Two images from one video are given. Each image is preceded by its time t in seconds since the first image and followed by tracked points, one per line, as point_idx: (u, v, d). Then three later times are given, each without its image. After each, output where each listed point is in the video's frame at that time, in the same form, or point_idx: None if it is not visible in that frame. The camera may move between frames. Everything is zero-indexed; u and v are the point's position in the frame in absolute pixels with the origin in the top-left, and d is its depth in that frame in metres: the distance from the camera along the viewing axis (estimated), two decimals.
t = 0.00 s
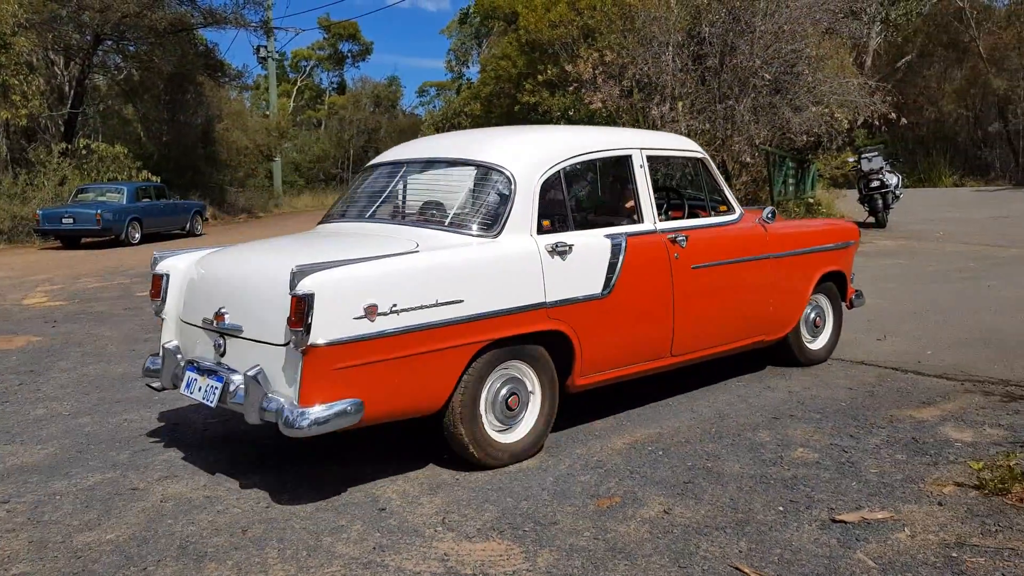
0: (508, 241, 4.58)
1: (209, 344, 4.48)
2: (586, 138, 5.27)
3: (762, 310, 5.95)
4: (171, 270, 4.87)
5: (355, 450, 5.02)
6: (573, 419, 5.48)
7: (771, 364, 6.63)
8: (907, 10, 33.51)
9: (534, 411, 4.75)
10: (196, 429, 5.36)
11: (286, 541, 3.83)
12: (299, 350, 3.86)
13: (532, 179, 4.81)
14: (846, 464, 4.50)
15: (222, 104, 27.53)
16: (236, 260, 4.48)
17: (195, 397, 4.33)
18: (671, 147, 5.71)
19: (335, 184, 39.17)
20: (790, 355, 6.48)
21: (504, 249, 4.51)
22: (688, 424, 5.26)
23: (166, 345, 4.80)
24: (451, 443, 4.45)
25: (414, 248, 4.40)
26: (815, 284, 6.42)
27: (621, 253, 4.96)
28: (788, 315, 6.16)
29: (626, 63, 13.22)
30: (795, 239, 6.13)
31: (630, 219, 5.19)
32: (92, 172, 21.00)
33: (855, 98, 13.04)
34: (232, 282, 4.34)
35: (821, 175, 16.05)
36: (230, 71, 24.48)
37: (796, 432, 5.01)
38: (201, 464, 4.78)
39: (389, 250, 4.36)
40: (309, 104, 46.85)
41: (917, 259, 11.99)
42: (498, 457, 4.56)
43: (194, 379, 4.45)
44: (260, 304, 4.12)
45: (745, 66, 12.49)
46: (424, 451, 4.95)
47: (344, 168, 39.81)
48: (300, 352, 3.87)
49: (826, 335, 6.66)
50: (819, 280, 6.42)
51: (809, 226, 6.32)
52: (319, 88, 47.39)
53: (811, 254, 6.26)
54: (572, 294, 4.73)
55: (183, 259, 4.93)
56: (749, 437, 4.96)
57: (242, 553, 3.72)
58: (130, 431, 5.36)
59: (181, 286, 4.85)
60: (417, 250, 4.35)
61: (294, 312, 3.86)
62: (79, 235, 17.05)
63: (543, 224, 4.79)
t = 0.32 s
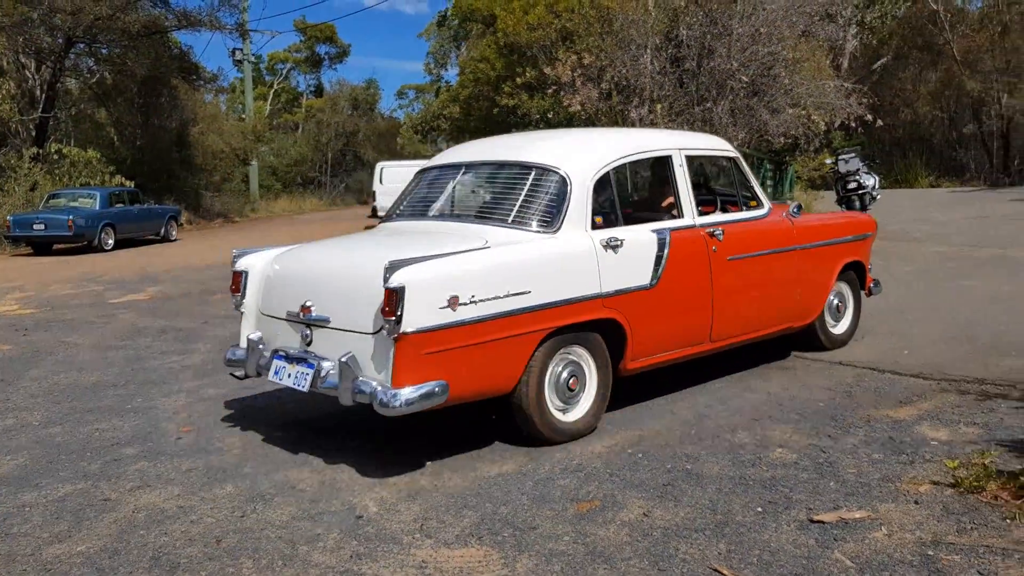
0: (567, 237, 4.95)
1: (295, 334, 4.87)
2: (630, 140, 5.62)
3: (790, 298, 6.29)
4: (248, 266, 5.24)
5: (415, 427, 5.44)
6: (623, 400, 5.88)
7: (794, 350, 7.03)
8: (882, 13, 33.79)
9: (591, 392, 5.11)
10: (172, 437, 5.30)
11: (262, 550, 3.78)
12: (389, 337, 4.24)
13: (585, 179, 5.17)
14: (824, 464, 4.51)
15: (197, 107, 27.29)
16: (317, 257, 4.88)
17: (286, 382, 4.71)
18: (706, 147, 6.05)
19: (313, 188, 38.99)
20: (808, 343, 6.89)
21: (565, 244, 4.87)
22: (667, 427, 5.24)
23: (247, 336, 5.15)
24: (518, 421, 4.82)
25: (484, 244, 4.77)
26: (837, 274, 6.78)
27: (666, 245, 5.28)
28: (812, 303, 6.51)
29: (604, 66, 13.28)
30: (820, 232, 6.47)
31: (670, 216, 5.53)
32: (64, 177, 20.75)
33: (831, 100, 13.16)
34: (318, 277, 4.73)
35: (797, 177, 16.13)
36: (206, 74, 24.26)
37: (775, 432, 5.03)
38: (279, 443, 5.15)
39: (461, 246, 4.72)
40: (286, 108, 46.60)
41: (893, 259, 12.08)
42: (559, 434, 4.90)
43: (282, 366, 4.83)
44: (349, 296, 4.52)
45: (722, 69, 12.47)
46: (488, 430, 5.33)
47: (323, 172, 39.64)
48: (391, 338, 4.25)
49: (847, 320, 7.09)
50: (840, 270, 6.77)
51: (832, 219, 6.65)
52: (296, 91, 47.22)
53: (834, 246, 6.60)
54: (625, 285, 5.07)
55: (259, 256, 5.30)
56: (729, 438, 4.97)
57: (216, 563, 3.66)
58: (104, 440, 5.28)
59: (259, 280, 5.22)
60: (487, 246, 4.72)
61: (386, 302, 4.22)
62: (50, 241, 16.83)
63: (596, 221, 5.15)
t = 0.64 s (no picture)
0: (615, 235, 5.44)
1: (370, 325, 5.33)
2: (665, 145, 6.17)
3: (806, 290, 6.82)
4: (321, 265, 5.71)
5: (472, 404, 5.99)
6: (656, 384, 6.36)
7: (807, 337, 7.55)
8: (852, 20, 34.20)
9: (637, 375, 5.57)
10: (141, 447, 5.25)
11: (233, 559, 3.76)
12: (468, 325, 4.72)
13: (629, 182, 5.70)
14: (794, 464, 4.56)
15: (170, 114, 27.10)
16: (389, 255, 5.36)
17: (366, 368, 5.15)
18: (731, 150, 6.60)
19: (289, 194, 38.83)
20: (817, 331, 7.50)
21: (615, 241, 5.37)
22: (640, 429, 5.28)
23: (322, 328, 5.62)
24: (574, 401, 5.30)
25: (544, 241, 5.28)
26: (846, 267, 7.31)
27: (700, 240, 5.78)
28: (825, 293, 7.06)
29: (578, 73, 13.41)
30: (832, 227, 7.02)
31: (701, 214, 6.06)
32: (34, 184, 20.56)
33: (801, 106, 13.32)
34: (391, 273, 5.20)
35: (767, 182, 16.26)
36: (179, 80, 24.02)
37: (746, 433, 5.08)
38: (350, 420, 5.63)
39: (522, 244, 5.20)
40: (260, 114, 46.40)
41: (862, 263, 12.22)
42: (610, 413, 5.37)
43: (360, 354, 5.27)
44: (425, 290, 4.97)
45: (694, 76, 12.66)
46: (542, 408, 5.83)
47: (298, 178, 39.53)
48: (468, 326, 4.72)
49: (856, 310, 7.59)
50: (850, 262, 7.33)
51: (840, 216, 7.18)
52: (271, 97, 47.04)
53: (844, 240, 7.15)
54: (666, 277, 5.56)
55: (329, 256, 5.77)
56: (702, 440, 5.00)
57: (186, 573, 3.64)
58: (73, 450, 5.23)
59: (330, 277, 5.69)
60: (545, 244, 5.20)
61: (465, 294, 4.70)
62: (20, 248, 16.64)
63: (639, 220, 5.64)
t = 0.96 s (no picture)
0: (649, 232, 5.92)
1: (424, 318, 5.78)
2: (689, 150, 6.66)
3: (817, 283, 7.30)
4: (375, 264, 6.17)
5: (517, 390, 6.46)
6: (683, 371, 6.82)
7: (815, 328, 8.04)
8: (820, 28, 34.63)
9: (671, 362, 6.01)
10: (107, 458, 5.16)
11: (200, 570, 3.71)
12: (524, 314, 5.18)
13: (658, 184, 6.20)
14: (764, 468, 4.58)
15: (139, 120, 26.80)
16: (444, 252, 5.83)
17: (425, 356, 5.62)
18: (749, 155, 7.08)
19: (260, 200, 38.53)
20: (826, 322, 7.97)
21: (650, 237, 5.85)
22: (613, 435, 5.27)
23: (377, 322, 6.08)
24: (613, 384, 5.73)
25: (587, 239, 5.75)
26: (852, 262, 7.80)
27: (724, 237, 6.26)
28: (834, 286, 7.53)
29: (552, 79, 13.45)
30: (839, 226, 7.51)
31: (723, 213, 6.54)
32: None
33: (771, 113, 13.46)
34: (446, 269, 5.67)
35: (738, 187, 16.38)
36: (149, 86, 23.71)
37: (717, 437, 5.10)
38: (404, 404, 6.08)
39: (566, 242, 5.67)
40: (231, 120, 46.03)
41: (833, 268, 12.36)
42: (647, 396, 5.80)
43: (417, 344, 5.74)
44: (480, 284, 5.44)
45: (667, 82, 12.77)
46: (581, 394, 6.28)
47: (270, 185, 39.28)
48: (524, 315, 5.19)
49: (860, 303, 8.07)
50: (855, 258, 7.82)
51: (845, 214, 7.67)
52: (242, 104, 46.73)
53: (850, 237, 7.65)
54: (694, 271, 6.02)
55: (383, 255, 6.23)
56: (673, 444, 5.02)
57: None
58: (35, 462, 5.13)
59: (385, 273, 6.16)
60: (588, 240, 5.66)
61: (522, 287, 5.17)
62: None
63: (669, 218, 6.12)
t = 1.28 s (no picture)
0: (677, 231, 6.52)
1: (473, 308, 6.32)
2: (706, 156, 7.29)
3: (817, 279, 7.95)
4: (424, 259, 6.70)
5: (546, 377, 6.97)
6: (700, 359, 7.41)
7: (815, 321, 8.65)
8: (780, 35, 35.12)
9: (694, 349, 6.57)
10: (59, 468, 5.05)
11: None
12: (570, 303, 5.72)
13: (683, 186, 6.82)
14: (725, 471, 4.62)
15: (97, 124, 26.31)
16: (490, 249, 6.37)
17: (476, 342, 6.15)
18: (759, 161, 7.75)
19: (221, 206, 38.01)
20: (822, 314, 8.57)
21: (678, 236, 6.45)
22: (577, 439, 5.29)
23: (427, 313, 6.62)
24: (643, 368, 6.27)
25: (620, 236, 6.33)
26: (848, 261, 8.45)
27: (739, 236, 6.85)
28: (834, 282, 8.17)
29: (516, 85, 13.48)
30: (837, 227, 8.17)
31: (738, 215, 7.16)
32: None
33: (733, 120, 13.59)
34: (494, 263, 6.20)
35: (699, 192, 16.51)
36: (106, 90, 23.27)
37: (678, 441, 5.13)
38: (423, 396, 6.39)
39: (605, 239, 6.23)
40: (192, 124, 45.39)
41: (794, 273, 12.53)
42: (673, 380, 6.36)
43: (468, 331, 6.26)
44: (528, 277, 5.97)
45: (630, 89, 12.92)
46: (612, 379, 6.81)
47: (231, 190, 38.80)
48: (571, 305, 5.72)
49: (856, 298, 8.67)
50: (851, 257, 8.47)
51: (842, 215, 8.34)
52: (203, 108, 46.18)
53: (847, 237, 8.31)
54: (714, 266, 6.63)
55: (430, 250, 6.75)
56: (636, 448, 5.04)
57: None
58: None
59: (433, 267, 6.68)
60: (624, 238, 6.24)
61: (569, 278, 5.70)
62: None
63: (693, 220, 6.73)
